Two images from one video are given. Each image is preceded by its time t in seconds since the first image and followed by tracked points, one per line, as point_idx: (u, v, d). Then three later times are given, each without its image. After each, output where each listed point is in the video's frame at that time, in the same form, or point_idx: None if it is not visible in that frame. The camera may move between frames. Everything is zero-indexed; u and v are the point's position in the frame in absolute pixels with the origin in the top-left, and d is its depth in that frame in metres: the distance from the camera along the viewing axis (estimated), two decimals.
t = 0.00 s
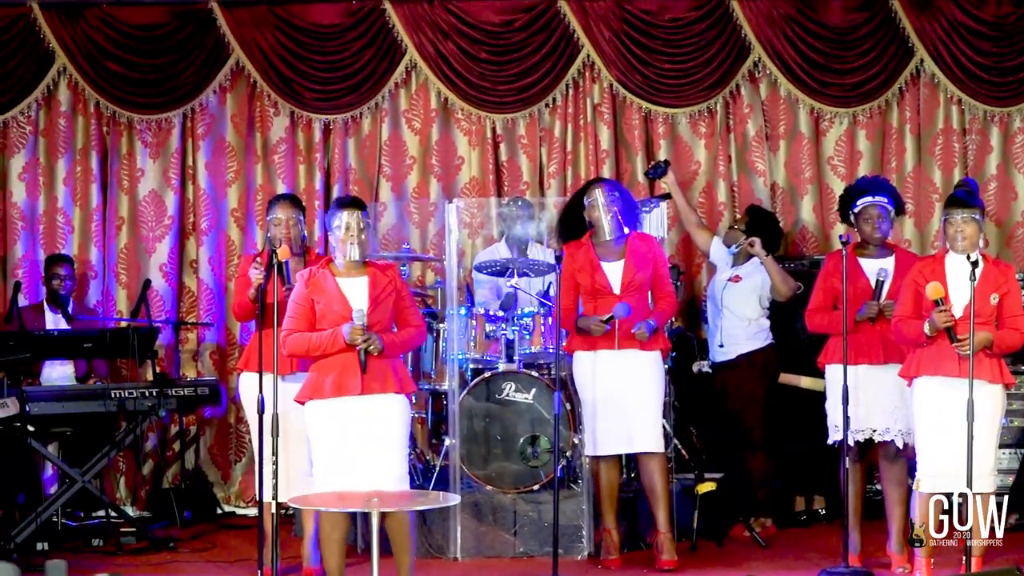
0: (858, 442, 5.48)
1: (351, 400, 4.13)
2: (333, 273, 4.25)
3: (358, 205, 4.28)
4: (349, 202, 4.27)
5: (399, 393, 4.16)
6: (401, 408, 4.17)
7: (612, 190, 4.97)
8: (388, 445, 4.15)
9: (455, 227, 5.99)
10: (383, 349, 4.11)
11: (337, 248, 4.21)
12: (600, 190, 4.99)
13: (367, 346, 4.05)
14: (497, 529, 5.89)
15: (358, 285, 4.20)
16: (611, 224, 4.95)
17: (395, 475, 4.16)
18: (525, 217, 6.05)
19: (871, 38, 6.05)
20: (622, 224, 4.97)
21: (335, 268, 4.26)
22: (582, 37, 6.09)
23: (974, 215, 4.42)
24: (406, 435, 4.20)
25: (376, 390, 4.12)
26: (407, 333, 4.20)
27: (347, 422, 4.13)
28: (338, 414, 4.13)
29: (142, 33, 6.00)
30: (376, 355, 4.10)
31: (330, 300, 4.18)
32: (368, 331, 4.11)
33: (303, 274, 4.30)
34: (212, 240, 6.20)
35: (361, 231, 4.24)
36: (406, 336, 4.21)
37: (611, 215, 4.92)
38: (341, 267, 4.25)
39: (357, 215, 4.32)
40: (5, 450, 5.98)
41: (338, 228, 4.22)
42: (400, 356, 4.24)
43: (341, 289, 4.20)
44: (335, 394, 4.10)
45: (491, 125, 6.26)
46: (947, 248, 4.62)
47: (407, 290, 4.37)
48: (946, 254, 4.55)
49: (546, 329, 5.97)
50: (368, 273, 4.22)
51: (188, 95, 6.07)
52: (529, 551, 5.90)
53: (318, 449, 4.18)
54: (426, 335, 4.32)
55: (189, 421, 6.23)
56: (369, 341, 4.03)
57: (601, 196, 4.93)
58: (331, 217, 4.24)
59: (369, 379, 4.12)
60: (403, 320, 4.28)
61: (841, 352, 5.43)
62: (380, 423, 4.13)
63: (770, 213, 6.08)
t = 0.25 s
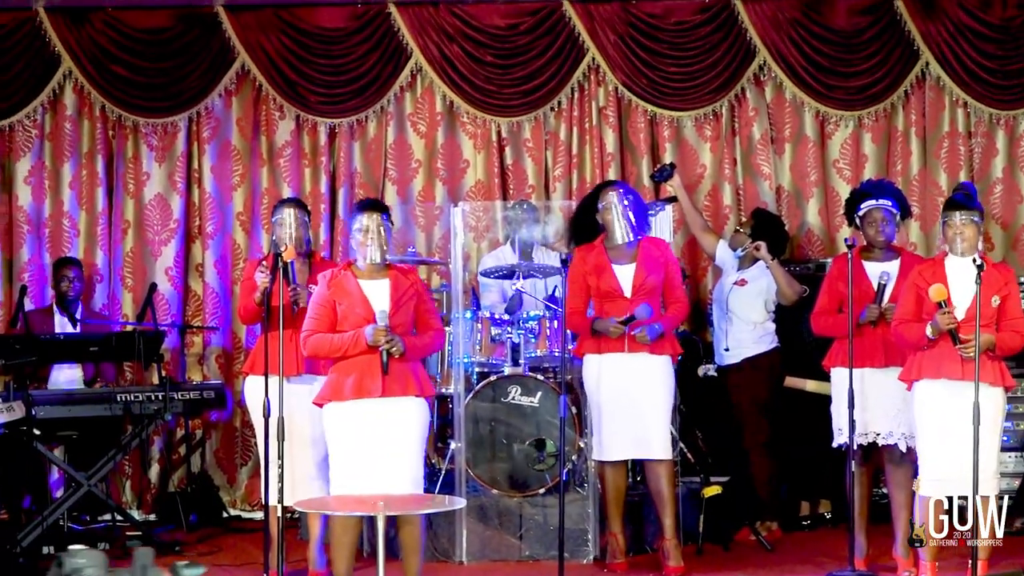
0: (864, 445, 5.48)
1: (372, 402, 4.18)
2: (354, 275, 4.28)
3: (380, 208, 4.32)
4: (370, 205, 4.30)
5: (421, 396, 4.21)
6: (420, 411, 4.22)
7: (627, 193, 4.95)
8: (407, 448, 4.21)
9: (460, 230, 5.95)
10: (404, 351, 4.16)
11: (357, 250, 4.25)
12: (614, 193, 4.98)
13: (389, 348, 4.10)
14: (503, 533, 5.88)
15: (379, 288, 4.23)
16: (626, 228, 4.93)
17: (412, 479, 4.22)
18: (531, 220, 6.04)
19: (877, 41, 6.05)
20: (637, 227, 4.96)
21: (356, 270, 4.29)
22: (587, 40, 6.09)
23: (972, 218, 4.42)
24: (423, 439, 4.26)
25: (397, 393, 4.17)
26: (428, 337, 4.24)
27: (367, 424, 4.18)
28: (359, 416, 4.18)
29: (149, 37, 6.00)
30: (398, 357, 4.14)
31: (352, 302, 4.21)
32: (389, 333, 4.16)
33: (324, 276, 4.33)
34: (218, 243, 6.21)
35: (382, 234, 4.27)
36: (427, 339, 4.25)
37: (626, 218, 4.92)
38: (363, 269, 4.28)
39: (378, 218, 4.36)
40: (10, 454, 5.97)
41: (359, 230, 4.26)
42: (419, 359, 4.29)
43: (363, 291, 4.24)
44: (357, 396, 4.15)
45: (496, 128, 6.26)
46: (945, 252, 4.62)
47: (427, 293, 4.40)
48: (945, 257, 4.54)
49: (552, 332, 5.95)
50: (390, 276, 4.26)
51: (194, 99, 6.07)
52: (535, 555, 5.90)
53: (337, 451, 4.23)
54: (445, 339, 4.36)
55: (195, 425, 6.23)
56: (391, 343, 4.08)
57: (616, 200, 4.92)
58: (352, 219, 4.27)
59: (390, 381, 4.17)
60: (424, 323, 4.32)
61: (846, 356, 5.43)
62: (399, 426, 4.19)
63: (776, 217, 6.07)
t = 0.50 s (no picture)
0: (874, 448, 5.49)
1: (394, 403, 4.24)
2: (378, 277, 4.35)
3: (405, 211, 4.41)
4: (396, 207, 4.39)
5: (443, 398, 4.27)
6: (443, 412, 4.29)
7: (649, 194, 5.02)
8: (429, 450, 4.26)
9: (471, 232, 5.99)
10: (426, 352, 4.22)
11: (381, 251, 4.33)
12: (638, 194, 5.06)
13: (411, 347, 4.15)
14: (513, 535, 5.86)
15: (403, 290, 4.30)
16: (648, 228, 4.99)
17: (433, 480, 4.27)
18: (542, 223, 6.04)
19: (888, 44, 6.05)
20: (659, 228, 5.01)
21: (381, 272, 4.36)
22: (599, 43, 6.09)
23: (976, 220, 4.42)
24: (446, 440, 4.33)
25: (418, 394, 4.22)
26: (453, 340, 4.30)
27: (389, 425, 4.24)
28: (380, 417, 4.24)
29: (162, 40, 6.02)
30: (420, 358, 4.21)
31: (375, 303, 4.28)
32: (412, 333, 4.21)
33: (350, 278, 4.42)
34: (229, 246, 6.20)
35: (406, 237, 4.36)
36: (450, 341, 4.30)
37: (648, 218, 4.98)
38: (388, 271, 4.36)
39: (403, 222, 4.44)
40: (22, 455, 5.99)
41: (383, 233, 4.35)
42: (443, 361, 4.34)
43: (386, 293, 4.31)
44: (378, 396, 4.21)
45: (508, 131, 6.26)
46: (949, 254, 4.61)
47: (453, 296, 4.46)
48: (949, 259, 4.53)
49: (564, 335, 5.93)
50: (415, 278, 4.33)
51: (206, 101, 6.08)
52: (546, 558, 5.87)
53: (359, 452, 4.29)
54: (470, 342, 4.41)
55: (207, 427, 6.24)
56: (413, 343, 4.14)
57: (639, 200, 4.99)
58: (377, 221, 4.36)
59: (411, 382, 4.23)
60: (449, 325, 4.38)
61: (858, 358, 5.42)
62: (420, 427, 4.24)
63: (789, 220, 6.07)
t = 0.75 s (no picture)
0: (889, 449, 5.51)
1: (415, 405, 4.27)
2: (404, 279, 4.38)
3: (430, 212, 4.43)
4: (421, 208, 4.41)
5: (464, 402, 4.29)
6: (465, 414, 4.31)
7: (677, 195, 5.05)
8: (451, 453, 4.28)
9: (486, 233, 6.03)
10: (448, 356, 4.23)
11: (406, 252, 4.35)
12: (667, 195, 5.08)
13: (431, 351, 4.16)
14: (528, 537, 5.86)
15: (428, 292, 4.33)
16: (675, 229, 5.02)
17: (455, 481, 4.28)
18: (556, 224, 6.03)
19: (903, 44, 6.04)
20: (686, 229, 5.03)
21: (408, 274, 4.40)
22: (613, 43, 6.09)
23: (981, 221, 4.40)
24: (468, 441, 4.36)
25: (439, 398, 4.25)
26: (478, 342, 4.32)
27: (411, 427, 4.27)
28: (402, 419, 4.28)
29: (177, 40, 6.03)
30: (441, 362, 4.23)
31: (398, 306, 4.31)
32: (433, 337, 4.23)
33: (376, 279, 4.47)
34: (243, 246, 6.21)
35: (431, 238, 4.37)
36: (475, 344, 4.31)
37: (674, 218, 5.00)
38: (416, 273, 4.39)
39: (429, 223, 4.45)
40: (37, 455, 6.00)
41: (407, 234, 4.37)
42: (467, 364, 4.36)
43: (410, 295, 4.34)
44: (399, 398, 4.25)
45: (522, 132, 6.26)
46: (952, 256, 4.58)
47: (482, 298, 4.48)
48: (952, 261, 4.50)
49: (578, 336, 5.89)
50: (441, 280, 4.36)
51: (221, 102, 6.08)
52: (560, 559, 5.85)
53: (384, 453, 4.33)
54: (497, 344, 4.41)
55: (221, 428, 6.25)
56: (433, 347, 4.15)
57: (666, 200, 5.02)
58: (404, 222, 4.39)
59: (432, 386, 4.26)
60: (476, 326, 4.39)
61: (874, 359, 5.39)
62: (442, 429, 4.28)
63: (804, 221, 6.06)
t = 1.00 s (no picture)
0: (904, 450, 5.51)
1: (426, 407, 4.28)
2: (423, 280, 4.42)
3: (450, 213, 4.41)
4: (441, 210, 4.39)
5: (474, 405, 4.29)
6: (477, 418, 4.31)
7: (698, 195, 5.06)
8: (459, 455, 4.29)
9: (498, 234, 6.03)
10: (458, 360, 4.24)
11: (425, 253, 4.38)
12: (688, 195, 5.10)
13: (441, 354, 4.15)
14: (540, 538, 5.86)
15: (446, 294, 4.35)
16: (694, 229, 5.03)
17: (463, 484, 4.29)
18: (568, 225, 6.03)
19: (915, 45, 6.04)
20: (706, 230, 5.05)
21: (427, 276, 4.42)
22: (625, 45, 6.09)
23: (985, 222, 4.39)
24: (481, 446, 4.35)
25: (447, 401, 4.25)
26: (492, 346, 4.31)
27: (423, 428, 4.28)
28: (413, 420, 4.29)
29: (189, 42, 6.03)
30: (452, 365, 4.23)
31: (416, 307, 4.35)
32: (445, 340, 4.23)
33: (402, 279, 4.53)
34: (255, 248, 6.21)
35: (450, 239, 4.37)
36: (489, 347, 4.30)
37: (694, 219, 5.02)
38: (436, 276, 4.41)
39: (450, 225, 4.45)
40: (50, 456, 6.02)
41: (428, 235, 4.38)
42: (481, 367, 4.35)
43: (427, 297, 4.36)
44: (410, 398, 4.26)
45: (534, 133, 6.26)
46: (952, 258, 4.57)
47: (502, 302, 4.46)
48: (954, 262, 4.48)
49: (590, 337, 5.90)
50: (459, 282, 4.37)
51: (233, 104, 6.08)
52: (572, 560, 5.85)
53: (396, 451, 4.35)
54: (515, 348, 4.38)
55: (233, 429, 6.26)
56: (443, 350, 4.14)
57: (686, 200, 5.03)
58: (423, 223, 4.41)
59: (442, 389, 4.26)
60: (494, 330, 4.38)
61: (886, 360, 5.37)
62: (454, 432, 4.28)
63: (816, 223, 6.05)
